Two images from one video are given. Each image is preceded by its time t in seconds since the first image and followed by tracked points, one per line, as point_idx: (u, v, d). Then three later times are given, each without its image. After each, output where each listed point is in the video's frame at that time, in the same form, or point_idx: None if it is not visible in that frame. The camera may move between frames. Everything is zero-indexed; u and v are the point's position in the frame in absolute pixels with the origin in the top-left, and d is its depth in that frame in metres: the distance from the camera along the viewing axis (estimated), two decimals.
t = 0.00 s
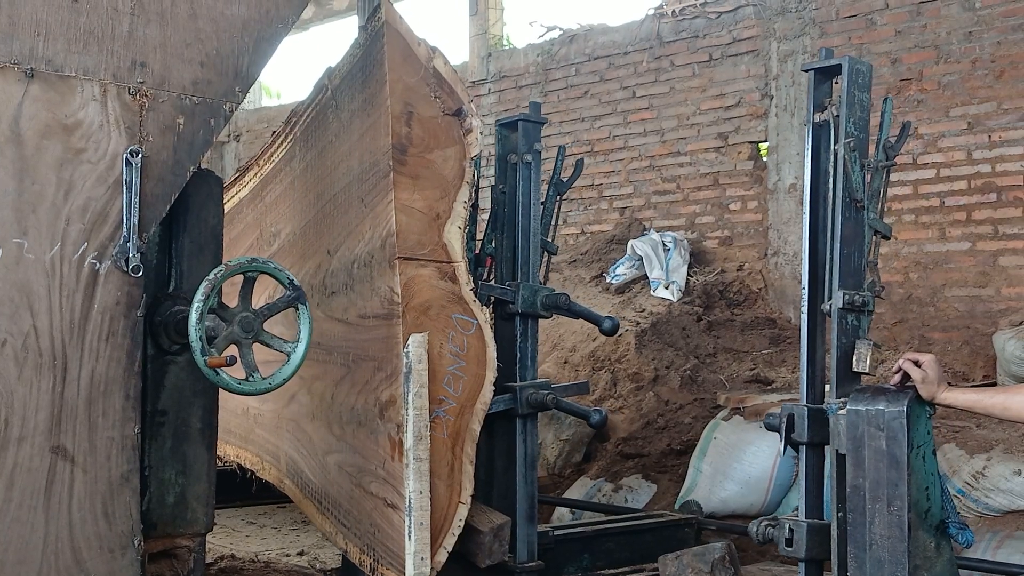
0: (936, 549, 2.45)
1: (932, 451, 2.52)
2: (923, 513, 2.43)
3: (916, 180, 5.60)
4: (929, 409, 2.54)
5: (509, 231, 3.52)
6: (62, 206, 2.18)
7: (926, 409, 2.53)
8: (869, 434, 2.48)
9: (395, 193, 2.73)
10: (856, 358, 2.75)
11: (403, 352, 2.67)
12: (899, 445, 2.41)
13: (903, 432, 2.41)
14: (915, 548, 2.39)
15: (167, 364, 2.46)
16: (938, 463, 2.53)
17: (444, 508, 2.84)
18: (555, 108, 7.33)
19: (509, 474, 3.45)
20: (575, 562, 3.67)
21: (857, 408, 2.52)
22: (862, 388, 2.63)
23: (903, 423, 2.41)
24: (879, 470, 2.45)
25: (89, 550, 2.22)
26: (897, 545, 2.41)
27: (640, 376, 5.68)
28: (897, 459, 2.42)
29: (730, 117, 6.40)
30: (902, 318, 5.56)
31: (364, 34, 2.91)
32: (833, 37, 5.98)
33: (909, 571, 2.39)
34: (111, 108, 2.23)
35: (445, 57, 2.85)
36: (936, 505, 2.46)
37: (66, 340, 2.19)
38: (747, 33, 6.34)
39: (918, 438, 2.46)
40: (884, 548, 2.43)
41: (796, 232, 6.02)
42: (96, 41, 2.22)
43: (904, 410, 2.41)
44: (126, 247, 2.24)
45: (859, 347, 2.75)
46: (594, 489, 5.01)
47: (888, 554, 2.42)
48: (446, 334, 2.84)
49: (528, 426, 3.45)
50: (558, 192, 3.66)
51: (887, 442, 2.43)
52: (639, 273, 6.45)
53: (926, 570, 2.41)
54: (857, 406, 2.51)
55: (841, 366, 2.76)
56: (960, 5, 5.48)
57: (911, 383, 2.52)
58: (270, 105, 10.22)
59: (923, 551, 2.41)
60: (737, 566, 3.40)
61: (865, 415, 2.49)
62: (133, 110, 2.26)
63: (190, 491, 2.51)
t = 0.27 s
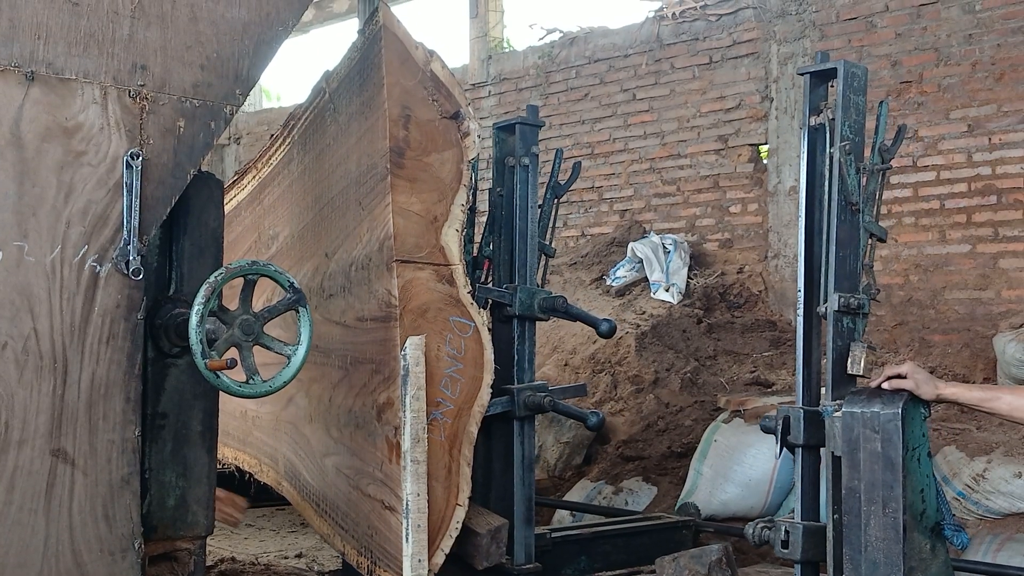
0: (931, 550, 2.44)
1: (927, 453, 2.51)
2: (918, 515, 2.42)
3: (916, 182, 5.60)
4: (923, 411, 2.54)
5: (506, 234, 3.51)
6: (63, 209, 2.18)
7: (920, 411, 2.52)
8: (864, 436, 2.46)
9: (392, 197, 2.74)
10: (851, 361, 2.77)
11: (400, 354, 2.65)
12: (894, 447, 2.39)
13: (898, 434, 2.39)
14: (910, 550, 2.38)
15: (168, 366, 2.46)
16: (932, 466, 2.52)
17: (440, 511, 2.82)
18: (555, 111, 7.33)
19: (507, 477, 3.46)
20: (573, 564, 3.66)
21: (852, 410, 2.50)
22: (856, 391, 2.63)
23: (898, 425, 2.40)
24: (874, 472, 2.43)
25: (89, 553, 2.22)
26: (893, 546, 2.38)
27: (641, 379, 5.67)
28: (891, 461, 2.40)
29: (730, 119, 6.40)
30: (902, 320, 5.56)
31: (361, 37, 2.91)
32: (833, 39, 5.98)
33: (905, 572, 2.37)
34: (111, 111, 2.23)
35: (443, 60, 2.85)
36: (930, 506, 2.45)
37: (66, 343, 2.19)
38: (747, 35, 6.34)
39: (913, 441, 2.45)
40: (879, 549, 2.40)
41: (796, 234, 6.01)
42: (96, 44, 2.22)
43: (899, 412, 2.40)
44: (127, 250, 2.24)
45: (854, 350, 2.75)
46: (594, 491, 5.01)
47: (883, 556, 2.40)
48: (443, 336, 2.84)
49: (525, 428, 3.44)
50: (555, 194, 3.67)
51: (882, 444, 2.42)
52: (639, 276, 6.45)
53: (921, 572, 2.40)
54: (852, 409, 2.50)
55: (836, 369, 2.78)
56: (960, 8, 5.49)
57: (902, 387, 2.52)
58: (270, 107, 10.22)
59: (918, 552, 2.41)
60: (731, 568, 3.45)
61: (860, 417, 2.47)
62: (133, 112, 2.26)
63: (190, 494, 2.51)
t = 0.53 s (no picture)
0: (926, 552, 2.43)
1: (921, 454, 2.50)
2: (913, 517, 2.40)
3: (916, 185, 5.61)
4: (917, 412, 2.50)
5: (503, 237, 3.52)
6: (63, 212, 2.18)
7: (915, 411, 2.49)
8: (859, 438, 2.42)
9: (389, 199, 2.75)
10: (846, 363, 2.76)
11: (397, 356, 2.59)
12: (889, 449, 2.37)
13: (893, 436, 2.36)
14: (905, 551, 2.36)
15: (167, 369, 2.46)
16: (926, 467, 2.50)
17: (437, 512, 2.84)
18: (555, 113, 7.33)
19: (504, 479, 3.45)
20: (570, 565, 3.66)
21: (847, 412, 2.46)
22: (850, 393, 2.60)
23: (893, 427, 2.36)
24: (869, 474, 2.40)
25: (89, 556, 2.22)
26: (888, 548, 2.36)
27: (640, 381, 5.65)
28: (886, 463, 2.37)
29: (730, 121, 6.40)
30: (902, 322, 5.56)
31: (358, 40, 2.91)
32: (832, 42, 5.98)
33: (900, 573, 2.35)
34: (111, 113, 2.23)
35: (439, 63, 2.86)
36: (925, 508, 2.43)
37: (66, 345, 2.19)
38: (747, 37, 6.34)
39: (907, 442, 2.42)
40: (873, 552, 2.38)
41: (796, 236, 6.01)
42: (96, 46, 2.22)
43: (894, 414, 2.36)
44: (126, 252, 2.24)
45: (849, 352, 2.75)
46: (594, 493, 5.01)
47: (878, 558, 2.37)
48: (440, 339, 2.84)
49: (522, 430, 3.42)
50: (552, 197, 3.67)
51: (877, 446, 2.38)
52: (639, 278, 6.44)
53: (916, 573, 2.39)
54: (847, 410, 2.46)
55: (831, 371, 2.77)
56: (960, 10, 5.49)
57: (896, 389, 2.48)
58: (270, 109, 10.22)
59: (913, 554, 2.39)
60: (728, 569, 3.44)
61: (855, 419, 2.43)
62: (133, 114, 2.26)
63: (190, 497, 2.51)
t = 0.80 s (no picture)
0: (921, 553, 2.46)
1: (917, 455, 2.54)
2: (908, 517, 2.44)
3: (916, 186, 5.61)
4: (914, 413, 2.56)
5: (501, 237, 3.52)
6: (63, 212, 2.18)
7: (911, 413, 2.54)
8: (854, 439, 2.48)
9: (387, 201, 2.75)
10: (842, 365, 2.76)
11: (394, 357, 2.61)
12: (884, 450, 2.41)
13: (888, 437, 2.41)
14: (901, 552, 2.40)
15: (167, 369, 2.46)
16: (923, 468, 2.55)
17: (434, 513, 2.84)
18: (555, 114, 7.33)
19: (501, 480, 3.44)
20: (567, 566, 3.66)
21: (843, 413, 2.52)
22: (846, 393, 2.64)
23: (888, 428, 2.41)
24: (863, 474, 2.45)
25: (89, 557, 2.22)
26: (882, 549, 2.41)
27: (640, 382, 5.65)
28: (881, 464, 2.42)
29: (730, 122, 6.40)
30: (902, 323, 5.56)
31: (356, 42, 2.91)
32: (832, 43, 5.98)
33: (894, 573, 2.40)
34: (111, 114, 2.23)
35: (437, 65, 2.87)
36: (921, 509, 2.47)
37: (66, 346, 2.19)
38: (747, 38, 6.34)
39: (903, 444, 2.47)
40: (869, 551, 2.43)
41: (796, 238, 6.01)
42: (96, 47, 2.22)
43: (889, 415, 2.41)
44: (126, 253, 2.24)
45: (846, 353, 2.76)
46: (594, 495, 5.01)
47: (872, 558, 2.43)
48: (438, 339, 2.84)
49: (520, 431, 3.43)
50: (549, 198, 3.67)
51: (872, 447, 2.44)
52: (639, 279, 6.44)
53: (911, 574, 2.42)
54: (842, 411, 2.51)
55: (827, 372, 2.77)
56: (959, 11, 5.49)
57: (891, 391, 2.52)
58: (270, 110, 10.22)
59: (908, 555, 2.42)
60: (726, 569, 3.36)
61: (850, 420, 2.48)
62: (133, 115, 2.26)
63: (190, 498, 2.51)
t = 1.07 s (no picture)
0: (915, 552, 2.48)
1: (911, 454, 2.54)
2: (903, 517, 2.45)
3: (915, 186, 5.61)
4: (906, 413, 2.56)
5: (497, 238, 3.52)
6: (62, 212, 2.18)
7: (904, 413, 2.54)
8: (848, 438, 2.46)
9: (384, 201, 2.75)
10: (837, 365, 2.77)
11: (391, 358, 2.62)
12: (878, 449, 2.41)
13: (882, 437, 2.40)
14: (894, 551, 2.41)
15: (167, 369, 2.46)
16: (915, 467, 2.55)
17: (431, 512, 2.84)
18: (554, 114, 7.33)
19: (497, 479, 3.44)
20: (563, 565, 3.66)
21: (837, 413, 2.50)
22: (840, 392, 2.64)
23: (882, 427, 2.41)
24: (858, 474, 2.44)
25: (88, 557, 2.22)
26: (877, 548, 2.40)
27: (640, 382, 5.64)
28: (875, 463, 2.42)
29: (730, 122, 6.40)
30: (901, 323, 5.56)
31: (353, 43, 2.91)
32: (832, 43, 5.98)
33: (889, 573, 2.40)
34: (111, 114, 2.23)
35: (433, 65, 2.85)
36: (915, 508, 2.48)
37: (65, 346, 2.19)
38: (746, 38, 6.35)
39: (896, 443, 2.47)
40: (863, 550, 2.42)
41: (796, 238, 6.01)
42: (95, 47, 2.22)
43: (883, 414, 2.41)
44: (126, 253, 2.24)
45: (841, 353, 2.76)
46: (593, 495, 5.00)
47: (867, 557, 2.42)
48: (434, 339, 2.83)
49: (516, 430, 3.43)
50: (545, 198, 3.67)
51: (866, 447, 2.42)
52: (638, 279, 6.44)
53: (905, 573, 2.44)
54: (836, 411, 2.50)
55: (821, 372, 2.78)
56: (959, 11, 5.50)
57: (886, 391, 2.53)
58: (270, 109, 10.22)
59: (903, 554, 2.44)
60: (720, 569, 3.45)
61: (844, 420, 2.47)
62: (133, 115, 2.26)
63: (189, 498, 2.51)
